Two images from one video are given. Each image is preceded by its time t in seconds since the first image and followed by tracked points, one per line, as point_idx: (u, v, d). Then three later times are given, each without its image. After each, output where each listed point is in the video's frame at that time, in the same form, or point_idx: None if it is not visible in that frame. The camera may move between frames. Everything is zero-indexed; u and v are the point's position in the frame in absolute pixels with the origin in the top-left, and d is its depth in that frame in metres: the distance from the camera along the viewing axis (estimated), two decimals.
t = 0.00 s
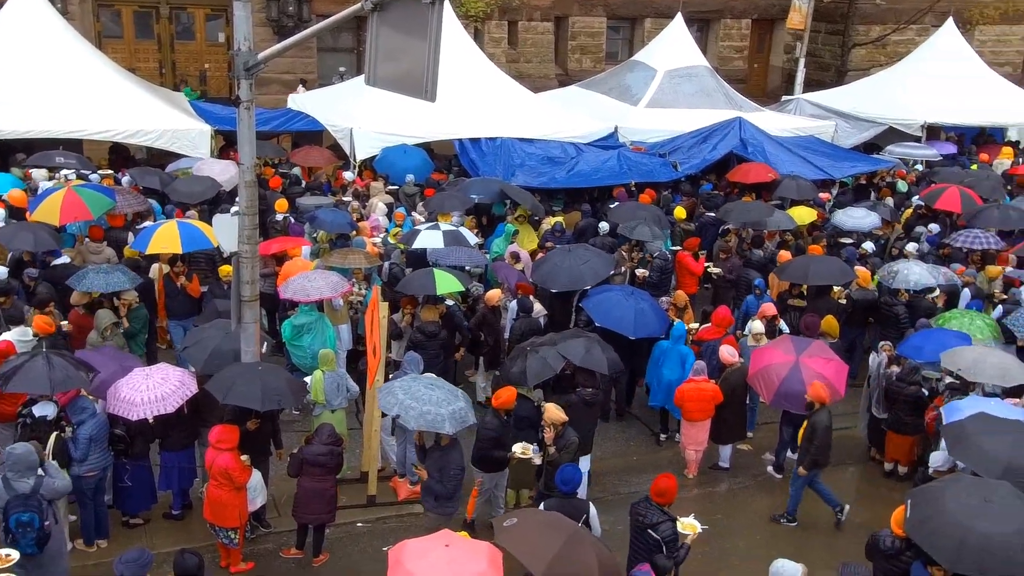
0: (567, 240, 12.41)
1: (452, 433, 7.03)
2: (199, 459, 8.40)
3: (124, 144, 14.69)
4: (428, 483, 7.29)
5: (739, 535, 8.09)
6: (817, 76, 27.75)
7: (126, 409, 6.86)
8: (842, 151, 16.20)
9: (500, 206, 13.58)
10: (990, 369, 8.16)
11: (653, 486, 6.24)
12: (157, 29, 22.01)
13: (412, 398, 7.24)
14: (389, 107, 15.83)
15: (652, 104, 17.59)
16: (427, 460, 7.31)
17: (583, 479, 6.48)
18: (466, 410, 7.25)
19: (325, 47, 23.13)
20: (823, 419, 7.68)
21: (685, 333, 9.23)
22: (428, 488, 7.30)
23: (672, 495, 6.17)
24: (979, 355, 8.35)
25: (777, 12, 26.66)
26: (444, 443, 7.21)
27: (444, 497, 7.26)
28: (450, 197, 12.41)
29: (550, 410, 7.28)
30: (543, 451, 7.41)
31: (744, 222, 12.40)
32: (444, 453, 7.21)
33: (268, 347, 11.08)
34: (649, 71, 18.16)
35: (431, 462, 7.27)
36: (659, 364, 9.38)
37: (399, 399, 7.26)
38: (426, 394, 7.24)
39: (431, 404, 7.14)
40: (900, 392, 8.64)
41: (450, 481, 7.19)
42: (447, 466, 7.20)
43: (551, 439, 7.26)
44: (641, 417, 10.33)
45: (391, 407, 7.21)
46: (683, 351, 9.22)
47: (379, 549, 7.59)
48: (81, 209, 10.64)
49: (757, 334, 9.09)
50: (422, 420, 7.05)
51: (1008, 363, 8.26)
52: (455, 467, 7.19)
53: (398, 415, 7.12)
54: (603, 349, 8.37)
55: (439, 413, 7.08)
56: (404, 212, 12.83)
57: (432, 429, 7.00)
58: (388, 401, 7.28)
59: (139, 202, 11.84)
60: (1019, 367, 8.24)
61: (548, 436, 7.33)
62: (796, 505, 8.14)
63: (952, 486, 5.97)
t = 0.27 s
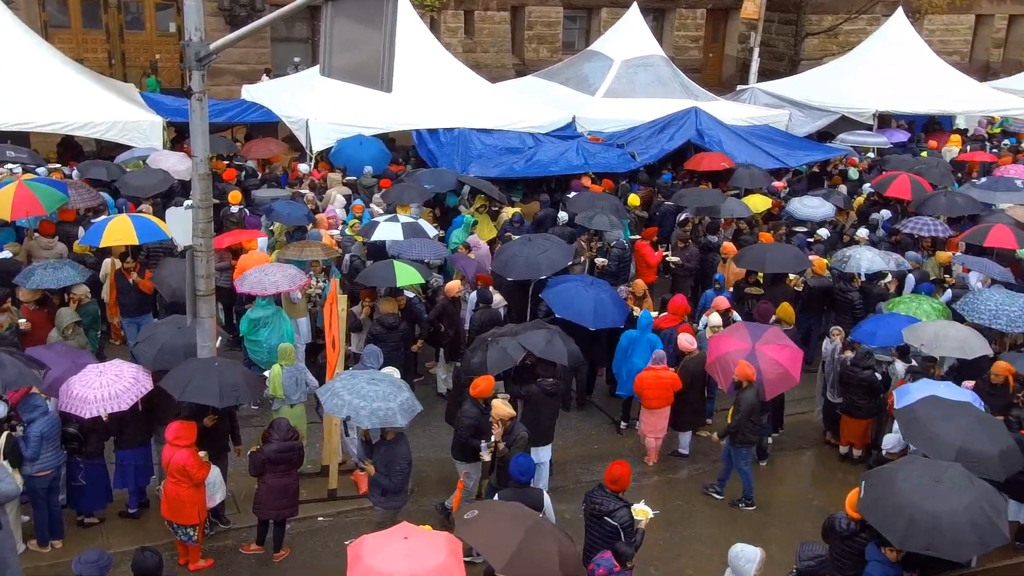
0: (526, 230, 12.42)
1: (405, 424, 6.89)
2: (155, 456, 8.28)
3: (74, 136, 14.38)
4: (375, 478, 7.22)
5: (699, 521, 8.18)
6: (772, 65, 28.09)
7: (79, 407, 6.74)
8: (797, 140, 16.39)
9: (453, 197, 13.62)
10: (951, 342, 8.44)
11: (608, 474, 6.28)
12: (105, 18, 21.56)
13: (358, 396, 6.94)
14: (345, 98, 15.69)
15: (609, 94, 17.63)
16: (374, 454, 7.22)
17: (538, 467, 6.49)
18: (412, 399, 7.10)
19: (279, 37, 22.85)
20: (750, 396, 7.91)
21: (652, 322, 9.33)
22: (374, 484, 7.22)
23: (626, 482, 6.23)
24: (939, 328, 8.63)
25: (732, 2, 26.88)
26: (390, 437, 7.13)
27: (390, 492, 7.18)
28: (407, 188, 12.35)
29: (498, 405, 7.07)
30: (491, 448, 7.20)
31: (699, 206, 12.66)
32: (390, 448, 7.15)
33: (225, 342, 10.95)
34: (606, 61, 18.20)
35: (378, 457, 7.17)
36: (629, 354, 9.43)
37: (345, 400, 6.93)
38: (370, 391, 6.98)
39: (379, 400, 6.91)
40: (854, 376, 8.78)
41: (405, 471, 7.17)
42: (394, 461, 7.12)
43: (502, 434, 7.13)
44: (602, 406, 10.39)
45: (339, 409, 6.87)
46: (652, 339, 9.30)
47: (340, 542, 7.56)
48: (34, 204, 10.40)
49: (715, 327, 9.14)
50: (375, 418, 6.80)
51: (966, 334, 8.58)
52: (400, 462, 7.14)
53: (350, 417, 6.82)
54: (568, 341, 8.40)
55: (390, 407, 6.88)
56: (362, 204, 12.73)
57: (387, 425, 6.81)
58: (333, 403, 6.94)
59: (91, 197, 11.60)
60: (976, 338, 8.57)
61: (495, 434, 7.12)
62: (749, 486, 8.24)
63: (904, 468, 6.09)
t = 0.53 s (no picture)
0: (483, 224, 12.40)
1: (354, 422, 6.78)
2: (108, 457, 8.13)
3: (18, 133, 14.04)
4: (313, 482, 6.95)
5: (657, 511, 8.25)
6: (724, 58, 28.41)
7: (27, 410, 6.60)
8: (750, 133, 16.57)
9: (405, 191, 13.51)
10: (906, 324, 8.73)
11: (564, 464, 6.30)
12: (49, 12, 21.08)
13: (302, 399, 6.77)
14: (298, 92, 15.52)
15: (563, 87, 17.66)
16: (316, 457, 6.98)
17: (495, 461, 6.50)
18: (354, 396, 6.98)
19: (230, 31, 22.53)
20: (676, 382, 8.08)
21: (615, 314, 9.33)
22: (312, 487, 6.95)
23: (583, 474, 6.25)
24: (895, 311, 8.92)
25: None
26: (332, 441, 6.87)
27: (326, 496, 6.90)
28: (363, 182, 12.27)
29: (438, 405, 6.90)
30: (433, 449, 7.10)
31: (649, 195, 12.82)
32: (331, 451, 6.87)
33: (178, 341, 10.79)
34: (560, 54, 18.23)
35: (318, 458, 6.93)
36: (593, 345, 9.46)
37: (289, 405, 6.74)
38: (313, 392, 6.82)
39: (324, 401, 6.76)
40: (808, 365, 8.91)
41: (343, 478, 6.88)
42: (332, 465, 6.86)
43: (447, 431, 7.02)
44: (560, 399, 10.43)
45: (284, 415, 6.68)
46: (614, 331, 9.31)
47: (299, 541, 7.49)
48: None
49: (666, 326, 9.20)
50: (323, 419, 6.64)
51: (921, 316, 8.87)
52: (339, 466, 6.86)
53: (298, 422, 6.63)
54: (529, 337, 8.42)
55: (337, 406, 6.75)
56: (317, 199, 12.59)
57: (337, 425, 6.67)
58: (278, 409, 6.74)
59: (37, 195, 11.49)
60: (931, 320, 8.86)
61: (435, 433, 6.99)
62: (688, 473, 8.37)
63: (857, 454, 6.20)
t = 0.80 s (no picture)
0: (444, 219, 12.37)
1: (302, 423, 6.66)
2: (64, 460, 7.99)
3: None
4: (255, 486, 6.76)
5: (621, 504, 8.30)
6: (682, 53, 28.63)
7: None
8: (709, 127, 16.73)
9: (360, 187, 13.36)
10: (871, 324, 8.95)
11: (530, 460, 6.34)
12: None
13: (248, 401, 6.63)
14: (256, 88, 15.35)
15: (523, 82, 17.66)
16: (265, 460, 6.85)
17: (463, 459, 6.50)
18: (303, 397, 6.87)
19: (184, 26, 22.21)
20: (616, 367, 8.46)
21: (573, 308, 9.46)
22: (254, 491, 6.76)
23: (549, 470, 6.31)
24: (860, 311, 9.13)
25: None
26: (277, 443, 6.71)
27: (270, 499, 6.71)
28: (322, 178, 12.18)
29: (381, 402, 6.87)
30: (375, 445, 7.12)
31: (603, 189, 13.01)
32: (277, 454, 6.70)
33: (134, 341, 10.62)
34: (520, 49, 18.22)
35: (264, 461, 6.76)
36: (550, 338, 9.52)
37: (235, 407, 6.60)
38: (260, 394, 6.69)
39: (271, 402, 6.63)
40: (768, 356, 9.02)
41: (290, 481, 6.72)
42: (275, 468, 6.68)
43: (390, 429, 7.02)
44: (523, 394, 10.46)
45: (231, 417, 6.53)
46: (572, 325, 9.42)
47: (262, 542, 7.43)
48: None
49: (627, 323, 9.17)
50: (270, 420, 6.50)
51: (886, 315, 9.06)
52: (282, 470, 6.68)
53: (244, 424, 6.48)
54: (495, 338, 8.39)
55: (286, 407, 6.62)
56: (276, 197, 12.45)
57: (285, 426, 6.53)
58: (224, 412, 6.59)
59: None
60: (896, 319, 9.06)
61: (378, 429, 6.99)
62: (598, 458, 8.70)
63: (814, 443, 6.31)
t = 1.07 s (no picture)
0: (415, 216, 12.34)
1: (250, 426, 6.41)
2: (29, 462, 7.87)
3: None
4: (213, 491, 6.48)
5: (594, 497, 8.34)
6: (651, 48, 28.77)
7: None
8: (678, 122, 16.83)
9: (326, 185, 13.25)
10: (847, 320, 9.04)
11: (509, 454, 6.38)
12: None
13: (195, 402, 6.44)
14: (223, 83, 15.20)
15: (493, 77, 17.63)
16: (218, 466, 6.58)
17: (444, 454, 6.56)
18: (256, 401, 6.65)
19: (149, 21, 21.94)
20: (559, 361, 8.35)
21: (540, 302, 9.37)
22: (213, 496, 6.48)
23: (529, 464, 6.34)
24: (838, 306, 9.24)
25: None
26: (234, 446, 6.45)
27: (226, 505, 6.40)
28: (292, 174, 12.10)
29: (337, 402, 6.78)
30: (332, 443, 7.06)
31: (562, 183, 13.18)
32: (232, 457, 6.45)
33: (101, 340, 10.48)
34: (489, 44, 18.20)
35: (217, 467, 6.50)
36: (516, 332, 9.54)
37: (181, 408, 6.43)
38: (209, 395, 6.50)
39: (219, 404, 6.43)
40: (738, 349, 9.11)
41: (245, 486, 6.44)
42: (232, 471, 6.43)
43: (348, 427, 6.98)
44: (496, 390, 10.47)
45: (174, 418, 6.36)
46: (538, 319, 9.37)
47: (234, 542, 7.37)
48: None
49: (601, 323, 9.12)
50: (215, 422, 6.29)
51: (863, 312, 9.15)
52: (240, 473, 6.43)
53: (186, 425, 6.29)
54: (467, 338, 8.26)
55: (231, 410, 6.40)
56: (243, 194, 12.32)
57: (229, 428, 6.30)
58: (169, 412, 6.42)
59: None
60: (873, 317, 9.13)
61: (334, 428, 6.93)
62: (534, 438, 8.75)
63: (783, 437, 6.38)
